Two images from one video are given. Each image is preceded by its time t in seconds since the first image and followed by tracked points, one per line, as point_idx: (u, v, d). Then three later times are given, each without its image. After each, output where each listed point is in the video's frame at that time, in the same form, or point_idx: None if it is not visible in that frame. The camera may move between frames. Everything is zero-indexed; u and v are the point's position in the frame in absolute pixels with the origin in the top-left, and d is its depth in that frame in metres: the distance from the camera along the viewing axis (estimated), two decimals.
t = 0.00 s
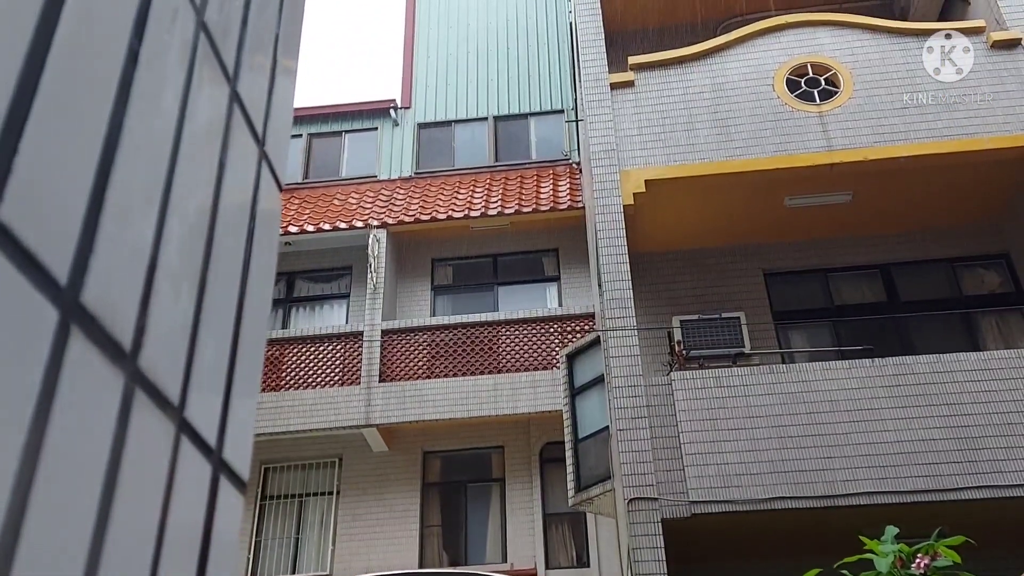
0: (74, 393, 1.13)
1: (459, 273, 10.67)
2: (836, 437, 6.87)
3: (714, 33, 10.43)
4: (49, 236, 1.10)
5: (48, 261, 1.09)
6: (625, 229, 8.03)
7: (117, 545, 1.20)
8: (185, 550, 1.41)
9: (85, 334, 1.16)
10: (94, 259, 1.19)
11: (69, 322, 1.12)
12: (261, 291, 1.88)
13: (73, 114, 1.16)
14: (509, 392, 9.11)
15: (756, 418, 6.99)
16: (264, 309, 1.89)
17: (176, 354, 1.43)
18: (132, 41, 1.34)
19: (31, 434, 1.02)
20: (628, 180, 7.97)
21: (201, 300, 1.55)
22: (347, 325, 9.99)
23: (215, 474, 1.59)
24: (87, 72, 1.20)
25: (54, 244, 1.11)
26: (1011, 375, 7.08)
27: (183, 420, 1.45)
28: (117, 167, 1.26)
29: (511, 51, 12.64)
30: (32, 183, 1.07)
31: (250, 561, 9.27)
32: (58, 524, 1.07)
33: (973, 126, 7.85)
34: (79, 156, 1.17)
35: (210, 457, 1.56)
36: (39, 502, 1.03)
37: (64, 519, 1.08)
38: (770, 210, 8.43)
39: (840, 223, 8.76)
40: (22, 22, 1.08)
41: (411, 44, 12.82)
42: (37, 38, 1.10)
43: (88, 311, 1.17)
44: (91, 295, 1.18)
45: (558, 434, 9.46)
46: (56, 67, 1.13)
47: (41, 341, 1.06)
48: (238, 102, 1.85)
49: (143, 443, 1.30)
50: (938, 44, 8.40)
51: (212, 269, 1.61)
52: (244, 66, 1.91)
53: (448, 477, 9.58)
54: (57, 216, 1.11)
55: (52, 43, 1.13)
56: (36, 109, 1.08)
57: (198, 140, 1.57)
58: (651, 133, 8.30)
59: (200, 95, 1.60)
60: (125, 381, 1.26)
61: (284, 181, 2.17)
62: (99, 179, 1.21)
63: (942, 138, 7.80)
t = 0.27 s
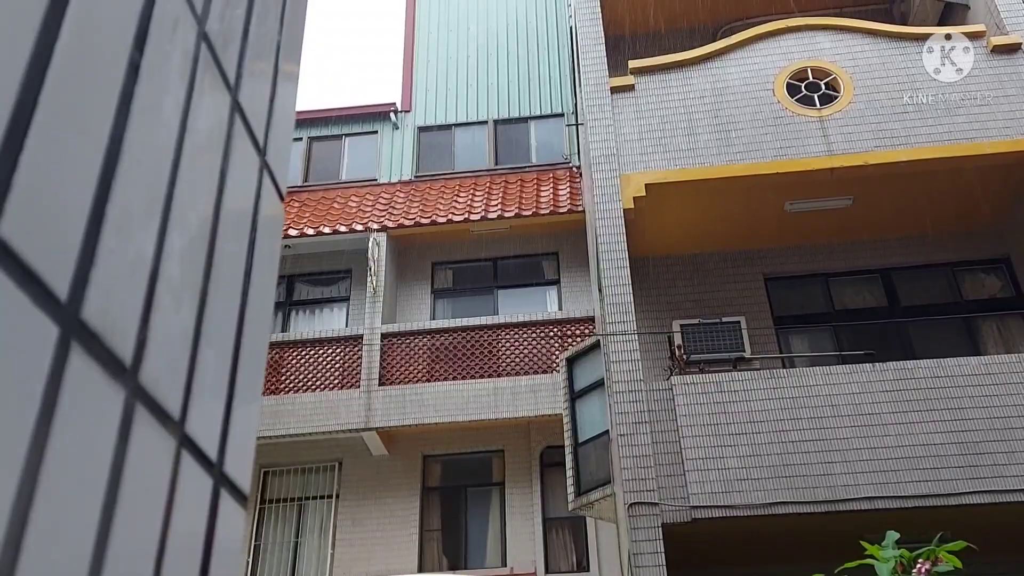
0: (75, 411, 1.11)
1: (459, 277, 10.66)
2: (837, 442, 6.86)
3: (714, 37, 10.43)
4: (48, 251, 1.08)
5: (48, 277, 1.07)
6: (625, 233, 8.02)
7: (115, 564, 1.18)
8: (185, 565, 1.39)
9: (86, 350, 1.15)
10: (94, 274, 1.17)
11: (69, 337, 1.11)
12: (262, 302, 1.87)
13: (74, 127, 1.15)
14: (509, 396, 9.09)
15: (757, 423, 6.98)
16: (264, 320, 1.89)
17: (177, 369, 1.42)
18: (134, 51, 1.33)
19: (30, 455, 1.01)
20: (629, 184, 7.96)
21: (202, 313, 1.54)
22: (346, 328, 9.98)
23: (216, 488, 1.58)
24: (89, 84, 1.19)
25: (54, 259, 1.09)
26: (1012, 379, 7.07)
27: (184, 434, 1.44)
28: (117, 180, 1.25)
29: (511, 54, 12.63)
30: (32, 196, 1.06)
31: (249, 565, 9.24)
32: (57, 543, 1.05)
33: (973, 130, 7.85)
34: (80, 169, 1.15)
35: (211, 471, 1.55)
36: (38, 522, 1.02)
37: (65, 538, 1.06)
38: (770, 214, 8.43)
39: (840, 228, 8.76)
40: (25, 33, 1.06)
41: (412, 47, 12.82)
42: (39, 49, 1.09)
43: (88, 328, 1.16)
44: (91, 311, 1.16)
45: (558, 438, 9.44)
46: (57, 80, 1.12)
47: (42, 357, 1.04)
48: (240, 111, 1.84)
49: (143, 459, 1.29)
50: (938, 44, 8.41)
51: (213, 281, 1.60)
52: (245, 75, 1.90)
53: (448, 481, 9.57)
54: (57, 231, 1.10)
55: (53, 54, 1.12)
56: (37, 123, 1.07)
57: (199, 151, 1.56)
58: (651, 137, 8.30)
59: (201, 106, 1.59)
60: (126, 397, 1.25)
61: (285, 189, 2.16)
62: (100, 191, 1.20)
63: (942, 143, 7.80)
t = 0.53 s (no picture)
0: (78, 418, 1.11)
1: (460, 279, 10.66)
2: (837, 445, 6.86)
3: (714, 39, 10.44)
4: (52, 260, 1.08)
5: (52, 285, 1.07)
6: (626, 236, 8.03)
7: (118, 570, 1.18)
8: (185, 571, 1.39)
9: (90, 358, 1.15)
10: (97, 282, 1.17)
11: (73, 345, 1.11)
12: (264, 308, 1.88)
13: (78, 135, 1.15)
14: (509, 399, 9.09)
15: (757, 426, 6.98)
16: (266, 325, 1.89)
17: (181, 375, 1.42)
18: (137, 58, 1.33)
19: (33, 463, 1.00)
20: (629, 187, 7.96)
21: (205, 320, 1.54)
22: (347, 331, 9.98)
23: (217, 495, 1.58)
24: (92, 91, 1.19)
25: (57, 267, 1.09)
26: (1012, 382, 7.07)
27: (187, 441, 1.45)
28: (121, 188, 1.25)
29: (512, 57, 12.64)
30: (36, 204, 1.05)
31: (249, 568, 9.22)
32: (59, 551, 1.05)
33: (973, 134, 7.85)
34: (84, 177, 1.15)
35: (212, 477, 1.56)
36: (41, 531, 1.01)
37: (67, 547, 1.06)
38: (770, 217, 8.43)
39: (840, 230, 8.76)
40: (30, 40, 1.06)
41: (412, 50, 12.84)
42: (43, 56, 1.09)
43: (91, 336, 1.16)
44: (94, 319, 1.16)
45: (558, 440, 9.44)
46: (61, 88, 1.12)
47: (45, 366, 1.04)
48: (243, 116, 1.84)
49: (146, 467, 1.29)
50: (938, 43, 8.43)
51: (216, 287, 1.60)
52: (249, 81, 1.90)
53: (449, 483, 9.56)
54: (61, 239, 1.10)
55: (58, 60, 1.12)
56: (41, 131, 1.07)
57: (202, 157, 1.56)
58: (651, 139, 8.31)
59: (205, 112, 1.59)
60: (129, 404, 1.25)
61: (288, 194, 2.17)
62: (103, 199, 1.20)
63: (943, 146, 7.80)
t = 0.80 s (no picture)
0: (78, 430, 1.10)
1: (459, 284, 10.65)
2: (839, 451, 6.83)
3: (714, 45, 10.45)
4: (52, 269, 1.07)
5: (52, 295, 1.06)
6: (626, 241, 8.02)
7: None
8: None
9: (90, 368, 1.14)
10: (98, 290, 1.16)
11: (74, 356, 1.10)
12: (265, 316, 1.88)
13: (80, 144, 1.14)
14: (509, 404, 9.07)
15: (758, 432, 6.95)
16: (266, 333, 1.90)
17: (181, 384, 1.42)
18: (139, 64, 1.32)
19: (32, 475, 0.99)
20: (630, 192, 7.95)
21: (206, 327, 1.53)
22: (346, 336, 9.96)
23: (217, 504, 1.58)
24: (94, 98, 1.18)
25: (58, 276, 1.08)
26: (1013, 388, 7.05)
27: (187, 451, 1.44)
28: (121, 195, 1.24)
29: (512, 62, 12.65)
30: (36, 210, 1.04)
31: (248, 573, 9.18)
32: (57, 565, 1.04)
33: (975, 139, 7.85)
34: (84, 185, 1.14)
35: (212, 485, 1.56)
36: (39, 545, 1.00)
37: (65, 560, 1.06)
38: (771, 222, 8.42)
39: (841, 236, 8.75)
40: (32, 45, 1.05)
41: (412, 55, 12.86)
42: (45, 64, 1.08)
43: (92, 345, 1.15)
44: (94, 329, 1.15)
45: (558, 446, 9.42)
46: (64, 97, 1.11)
47: (43, 375, 1.03)
48: (244, 123, 1.84)
49: (145, 478, 1.29)
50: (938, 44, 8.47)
51: (216, 294, 1.60)
52: (250, 86, 1.89)
53: (448, 489, 9.54)
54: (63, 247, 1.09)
55: (59, 65, 1.11)
56: (42, 139, 1.06)
57: (203, 162, 1.55)
58: (652, 145, 8.31)
59: (206, 119, 1.58)
60: (129, 414, 1.25)
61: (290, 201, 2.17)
62: (105, 206, 1.19)
63: (944, 152, 7.80)
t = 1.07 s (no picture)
0: (82, 443, 1.10)
1: (459, 291, 10.65)
2: (839, 458, 6.83)
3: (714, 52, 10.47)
4: (58, 281, 1.08)
5: (58, 308, 1.07)
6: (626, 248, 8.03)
7: None
8: None
9: (94, 381, 1.14)
10: (103, 302, 1.17)
11: (77, 369, 1.10)
12: (266, 326, 1.88)
13: (85, 156, 1.14)
14: (508, 410, 9.07)
15: (758, 439, 6.95)
16: (267, 343, 1.90)
17: (184, 395, 1.42)
18: (143, 75, 1.33)
19: (37, 489, 1.00)
20: (629, 199, 7.97)
21: (209, 339, 1.54)
22: (346, 342, 9.96)
23: (219, 515, 1.58)
24: (99, 110, 1.18)
25: (63, 287, 1.08)
26: (1013, 394, 7.06)
27: (190, 462, 1.45)
28: (125, 207, 1.24)
29: (512, 68, 12.68)
30: (42, 222, 1.04)
31: None
32: None
33: (973, 146, 7.87)
34: (89, 198, 1.15)
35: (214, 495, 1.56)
36: (44, 558, 1.01)
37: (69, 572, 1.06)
38: (770, 229, 8.43)
39: (840, 243, 8.76)
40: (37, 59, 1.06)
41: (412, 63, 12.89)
42: (51, 78, 1.08)
43: (96, 358, 1.15)
44: (99, 342, 1.16)
45: (558, 452, 9.41)
46: (69, 110, 1.11)
47: (47, 388, 1.03)
48: (247, 134, 1.84)
49: (148, 489, 1.29)
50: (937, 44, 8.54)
51: (219, 304, 1.60)
52: (253, 97, 1.90)
53: (448, 496, 9.52)
54: (67, 259, 1.09)
55: (64, 78, 1.11)
56: (48, 153, 1.06)
57: (206, 173, 1.55)
58: (651, 151, 8.32)
59: (209, 130, 1.59)
60: (133, 426, 1.25)
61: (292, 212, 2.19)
62: (109, 219, 1.20)
63: (942, 159, 7.82)
